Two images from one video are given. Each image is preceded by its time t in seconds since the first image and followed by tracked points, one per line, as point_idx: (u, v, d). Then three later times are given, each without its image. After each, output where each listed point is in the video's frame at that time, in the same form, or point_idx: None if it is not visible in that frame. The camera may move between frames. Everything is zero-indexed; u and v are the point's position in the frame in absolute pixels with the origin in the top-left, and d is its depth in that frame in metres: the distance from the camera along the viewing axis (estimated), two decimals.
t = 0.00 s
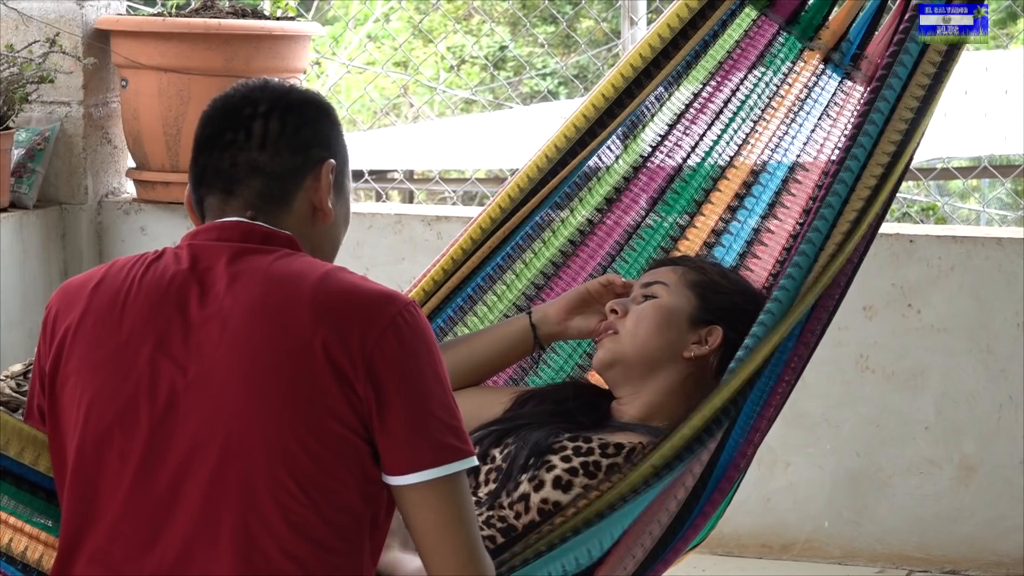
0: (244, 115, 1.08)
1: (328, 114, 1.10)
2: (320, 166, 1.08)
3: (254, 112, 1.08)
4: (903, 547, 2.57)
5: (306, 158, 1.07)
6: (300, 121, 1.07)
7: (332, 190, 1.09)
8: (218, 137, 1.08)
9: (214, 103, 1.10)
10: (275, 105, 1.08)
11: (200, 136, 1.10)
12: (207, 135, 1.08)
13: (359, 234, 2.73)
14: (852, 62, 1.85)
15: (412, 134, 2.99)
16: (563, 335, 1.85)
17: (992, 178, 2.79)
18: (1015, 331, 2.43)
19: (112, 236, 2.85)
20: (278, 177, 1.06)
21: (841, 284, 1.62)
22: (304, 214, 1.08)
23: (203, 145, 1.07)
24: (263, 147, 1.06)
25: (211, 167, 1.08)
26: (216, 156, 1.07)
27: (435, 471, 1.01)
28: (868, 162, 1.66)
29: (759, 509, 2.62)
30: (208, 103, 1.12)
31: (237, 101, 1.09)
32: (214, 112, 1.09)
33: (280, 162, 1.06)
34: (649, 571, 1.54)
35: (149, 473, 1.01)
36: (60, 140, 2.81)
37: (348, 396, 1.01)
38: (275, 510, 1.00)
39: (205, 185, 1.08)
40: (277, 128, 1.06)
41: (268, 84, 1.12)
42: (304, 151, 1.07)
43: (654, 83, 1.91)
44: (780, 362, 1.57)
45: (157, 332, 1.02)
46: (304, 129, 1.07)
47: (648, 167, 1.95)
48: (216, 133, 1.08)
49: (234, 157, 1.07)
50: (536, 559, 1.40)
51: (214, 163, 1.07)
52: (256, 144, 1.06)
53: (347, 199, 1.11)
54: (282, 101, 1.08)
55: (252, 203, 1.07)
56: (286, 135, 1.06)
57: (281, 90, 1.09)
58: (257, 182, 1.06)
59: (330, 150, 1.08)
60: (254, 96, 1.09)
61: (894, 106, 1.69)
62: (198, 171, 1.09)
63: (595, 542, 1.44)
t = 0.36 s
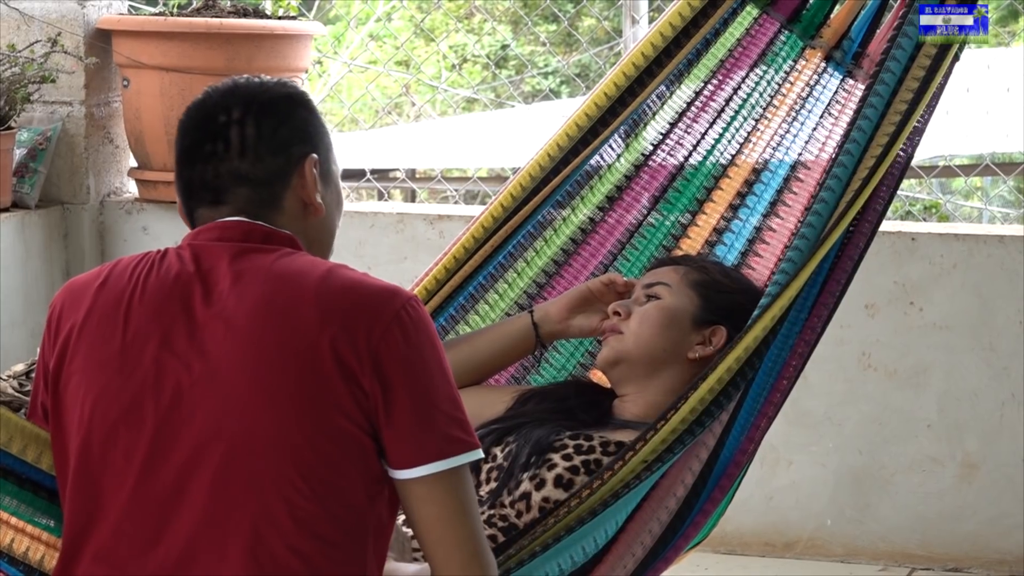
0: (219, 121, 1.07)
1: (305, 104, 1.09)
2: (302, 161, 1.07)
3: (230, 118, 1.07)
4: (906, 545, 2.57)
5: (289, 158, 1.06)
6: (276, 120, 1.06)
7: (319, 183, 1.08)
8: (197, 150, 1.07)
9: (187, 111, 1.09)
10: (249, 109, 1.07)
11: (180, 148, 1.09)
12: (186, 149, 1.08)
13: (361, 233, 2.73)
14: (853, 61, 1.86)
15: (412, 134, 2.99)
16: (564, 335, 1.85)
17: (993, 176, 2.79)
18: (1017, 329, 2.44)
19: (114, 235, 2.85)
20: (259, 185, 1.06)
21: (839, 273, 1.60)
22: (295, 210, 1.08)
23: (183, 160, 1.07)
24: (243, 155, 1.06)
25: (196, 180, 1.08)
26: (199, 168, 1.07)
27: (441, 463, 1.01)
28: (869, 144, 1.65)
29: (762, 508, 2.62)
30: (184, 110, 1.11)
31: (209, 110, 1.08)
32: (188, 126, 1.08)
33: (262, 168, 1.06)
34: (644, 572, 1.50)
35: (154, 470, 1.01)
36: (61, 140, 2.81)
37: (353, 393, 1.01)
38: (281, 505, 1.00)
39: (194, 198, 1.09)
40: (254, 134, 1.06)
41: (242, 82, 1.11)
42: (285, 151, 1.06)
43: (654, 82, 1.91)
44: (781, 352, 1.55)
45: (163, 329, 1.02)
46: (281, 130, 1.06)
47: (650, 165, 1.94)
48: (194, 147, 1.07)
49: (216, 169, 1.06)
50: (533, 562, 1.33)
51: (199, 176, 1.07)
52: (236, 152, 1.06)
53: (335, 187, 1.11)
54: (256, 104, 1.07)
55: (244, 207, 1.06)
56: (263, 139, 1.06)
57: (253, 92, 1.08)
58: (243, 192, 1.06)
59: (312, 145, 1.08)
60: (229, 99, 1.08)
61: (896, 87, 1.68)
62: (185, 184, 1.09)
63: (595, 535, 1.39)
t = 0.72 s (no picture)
0: (200, 123, 1.06)
1: (285, 99, 1.09)
2: (287, 157, 1.07)
3: (211, 122, 1.06)
4: (904, 544, 2.57)
5: (273, 157, 1.06)
6: (258, 119, 1.06)
7: (306, 178, 1.08)
8: (183, 154, 1.07)
9: (170, 114, 1.09)
10: (229, 111, 1.06)
11: (165, 153, 1.09)
12: (171, 153, 1.08)
13: (360, 232, 2.73)
14: (852, 60, 1.85)
15: (411, 132, 2.98)
16: (562, 334, 1.84)
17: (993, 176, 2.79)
18: (1016, 329, 2.44)
19: (113, 233, 2.85)
20: (247, 186, 1.06)
21: (840, 273, 1.60)
22: (285, 207, 1.08)
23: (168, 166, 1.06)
24: (228, 158, 1.06)
25: (184, 185, 1.08)
26: (185, 173, 1.07)
27: (439, 457, 1.02)
28: (868, 143, 1.66)
29: (761, 507, 2.62)
30: (166, 113, 1.10)
31: (190, 114, 1.07)
32: (171, 131, 1.07)
33: (248, 169, 1.06)
34: (643, 572, 1.49)
35: (155, 467, 1.01)
36: (60, 138, 2.81)
37: (354, 388, 1.01)
38: (283, 501, 1.00)
39: (183, 202, 1.09)
40: (237, 135, 1.05)
41: (222, 81, 1.10)
42: (270, 150, 1.06)
43: (653, 81, 1.91)
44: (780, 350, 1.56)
45: (163, 326, 1.02)
46: (265, 128, 1.06)
47: (649, 164, 1.94)
48: (178, 151, 1.07)
49: (203, 173, 1.07)
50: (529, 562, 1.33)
51: (187, 181, 1.07)
52: (220, 156, 1.06)
53: (322, 177, 1.11)
54: (237, 104, 1.06)
55: (235, 208, 1.06)
56: (247, 140, 1.05)
57: (234, 92, 1.07)
58: (231, 194, 1.06)
59: (296, 141, 1.07)
60: (210, 100, 1.07)
61: (895, 86, 1.68)
62: (173, 188, 1.09)
63: (592, 533, 1.39)
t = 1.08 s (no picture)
0: (192, 124, 1.06)
1: (276, 94, 1.08)
2: (279, 155, 1.07)
3: (203, 123, 1.06)
4: (905, 543, 2.57)
5: (265, 156, 1.06)
6: (249, 118, 1.06)
7: (299, 176, 1.08)
8: (177, 155, 1.07)
9: (162, 115, 1.09)
10: (220, 111, 1.06)
11: (160, 154, 1.09)
12: (165, 154, 1.08)
13: (360, 230, 2.73)
14: (853, 58, 1.86)
15: (412, 131, 2.95)
16: (563, 334, 1.84)
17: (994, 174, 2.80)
18: (1017, 327, 2.44)
19: (114, 232, 2.85)
20: (240, 185, 1.06)
21: (841, 272, 1.60)
22: (281, 204, 1.08)
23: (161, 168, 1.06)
24: (221, 159, 1.06)
25: (179, 187, 1.08)
26: (179, 176, 1.07)
27: (439, 456, 1.02)
28: (868, 141, 1.66)
29: (762, 505, 2.62)
30: (159, 113, 1.10)
31: (181, 115, 1.07)
32: (164, 133, 1.07)
33: (240, 169, 1.06)
34: (643, 571, 1.49)
35: (157, 465, 1.01)
36: (61, 137, 2.81)
37: (354, 387, 1.01)
38: (283, 501, 1.00)
39: (178, 204, 1.09)
40: (228, 136, 1.05)
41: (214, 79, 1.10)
42: (262, 149, 1.06)
43: (654, 79, 1.91)
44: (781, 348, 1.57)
45: (164, 324, 1.02)
46: (256, 127, 1.06)
47: (649, 162, 1.94)
48: (172, 152, 1.07)
49: (196, 174, 1.07)
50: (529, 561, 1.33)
51: (181, 183, 1.07)
52: (213, 157, 1.06)
53: (317, 172, 1.11)
54: (228, 103, 1.06)
55: (230, 208, 1.06)
56: (238, 140, 1.05)
57: (225, 91, 1.07)
58: (225, 195, 1.06)
59: (288, 138, 1.07)
60: (201, 100, 1.07)
61: (895, 85, 1.68)
62: (168, 190, 1.09)
63: (593, 532, 1.39)
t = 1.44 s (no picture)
0: (191, 119, 1.06)
1: (278, 90, 1.08)
2: (277, 154, 1.06)
3: (201, 118, 1.06)
4: (904, 543, 2.57)
5: (263, 154, 1.06)
6: (248, 115, 1.05)
7: (296, 174, 1.08)
8: (175, 151, 1.07)
9: (162, 107, 1.09)
10: (219, 107, 1.06)
11: (159, 148, 1.09)
12: (164, 147, 1.07)
13: (359, 230, 2.73)
14: (852, 60, 1.85)
15: (410, 131, 2.96)
16: (562, 334, 1.84)
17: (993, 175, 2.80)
18: (1016, 328, 2.44)
19: (113, 231, 2.85)
20: (238, 183, 1.06)
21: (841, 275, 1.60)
22: (278, 202, 1.07)
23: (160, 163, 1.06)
24: (218, 156, 1.05)
25: (177, 181, 1.08)
26: (178, 171, 1.07)
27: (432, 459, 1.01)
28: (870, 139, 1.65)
29: (760, 505, 2.62)
30: (160, 104, 1.10)
31: (180, 109, 1.07)
32: (163, 126, 1.07)
33: (237, 167, 1.05)
34: (643, 571, 1.50)
35: (153, 467, 1.01)
36: (60, 136, 2.81)
37: (349, 389, 1.01)
38: (280, 503, 1.00)
39: (176, 199, 1.09)
40: (226, 132, 1.05)
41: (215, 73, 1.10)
42: (259, 147, 1.06)
43: (653, 79, 1.90)
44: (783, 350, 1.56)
45: (160, 326, 1.02)
46: (255, 124, 1.05)
47: (648, 163, 1.94)
48: (171, 147, 1.07)
49: (193, 171, 1.07)
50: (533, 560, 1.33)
51: (178, 179, 1.07)
52: (210, 154, 1.06)
53: (315, 170, 1.10)
54: (227, 99, 1.05)
55: (227, 207, 1.06)
56: (236, 137, 1.05)
57: (224, 86, 1.06)
58: (222, 192, 1.06)
59: (286, 137, 1.07)
60: (201, 95, 1.07)
61: (898, 87, 1.68)
62: (167, 184, 1.09)
63: (597, 533, 1.39)
